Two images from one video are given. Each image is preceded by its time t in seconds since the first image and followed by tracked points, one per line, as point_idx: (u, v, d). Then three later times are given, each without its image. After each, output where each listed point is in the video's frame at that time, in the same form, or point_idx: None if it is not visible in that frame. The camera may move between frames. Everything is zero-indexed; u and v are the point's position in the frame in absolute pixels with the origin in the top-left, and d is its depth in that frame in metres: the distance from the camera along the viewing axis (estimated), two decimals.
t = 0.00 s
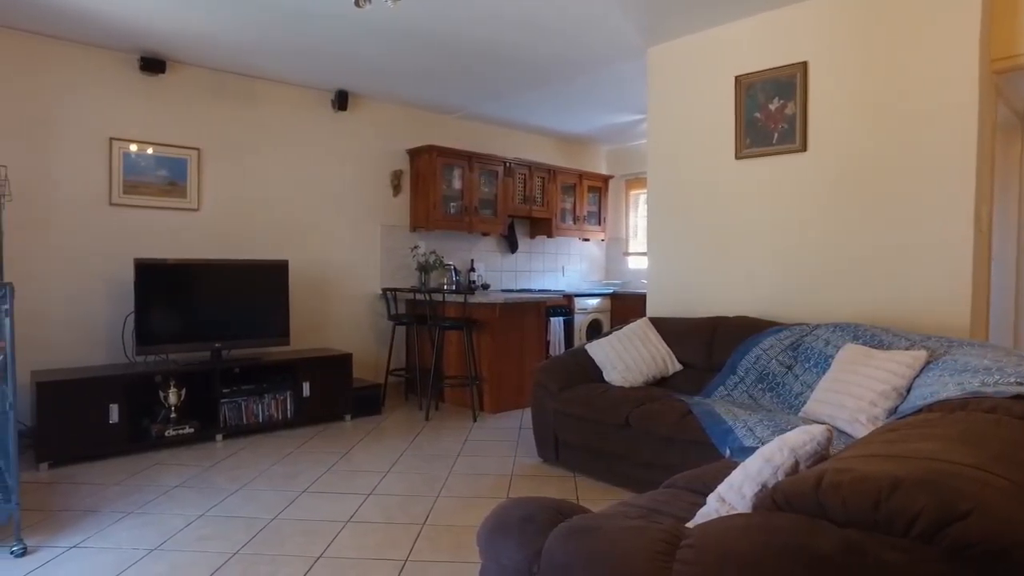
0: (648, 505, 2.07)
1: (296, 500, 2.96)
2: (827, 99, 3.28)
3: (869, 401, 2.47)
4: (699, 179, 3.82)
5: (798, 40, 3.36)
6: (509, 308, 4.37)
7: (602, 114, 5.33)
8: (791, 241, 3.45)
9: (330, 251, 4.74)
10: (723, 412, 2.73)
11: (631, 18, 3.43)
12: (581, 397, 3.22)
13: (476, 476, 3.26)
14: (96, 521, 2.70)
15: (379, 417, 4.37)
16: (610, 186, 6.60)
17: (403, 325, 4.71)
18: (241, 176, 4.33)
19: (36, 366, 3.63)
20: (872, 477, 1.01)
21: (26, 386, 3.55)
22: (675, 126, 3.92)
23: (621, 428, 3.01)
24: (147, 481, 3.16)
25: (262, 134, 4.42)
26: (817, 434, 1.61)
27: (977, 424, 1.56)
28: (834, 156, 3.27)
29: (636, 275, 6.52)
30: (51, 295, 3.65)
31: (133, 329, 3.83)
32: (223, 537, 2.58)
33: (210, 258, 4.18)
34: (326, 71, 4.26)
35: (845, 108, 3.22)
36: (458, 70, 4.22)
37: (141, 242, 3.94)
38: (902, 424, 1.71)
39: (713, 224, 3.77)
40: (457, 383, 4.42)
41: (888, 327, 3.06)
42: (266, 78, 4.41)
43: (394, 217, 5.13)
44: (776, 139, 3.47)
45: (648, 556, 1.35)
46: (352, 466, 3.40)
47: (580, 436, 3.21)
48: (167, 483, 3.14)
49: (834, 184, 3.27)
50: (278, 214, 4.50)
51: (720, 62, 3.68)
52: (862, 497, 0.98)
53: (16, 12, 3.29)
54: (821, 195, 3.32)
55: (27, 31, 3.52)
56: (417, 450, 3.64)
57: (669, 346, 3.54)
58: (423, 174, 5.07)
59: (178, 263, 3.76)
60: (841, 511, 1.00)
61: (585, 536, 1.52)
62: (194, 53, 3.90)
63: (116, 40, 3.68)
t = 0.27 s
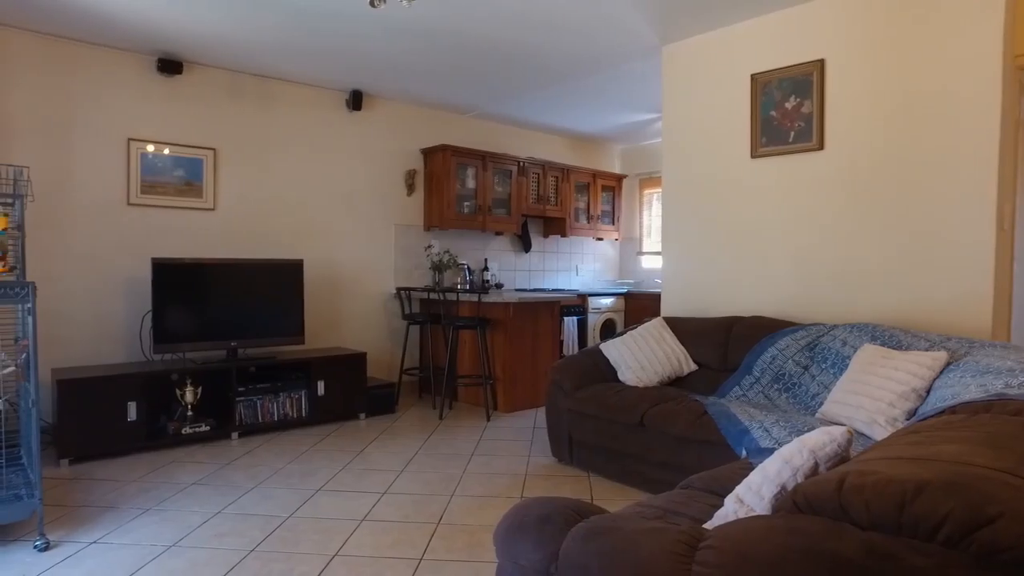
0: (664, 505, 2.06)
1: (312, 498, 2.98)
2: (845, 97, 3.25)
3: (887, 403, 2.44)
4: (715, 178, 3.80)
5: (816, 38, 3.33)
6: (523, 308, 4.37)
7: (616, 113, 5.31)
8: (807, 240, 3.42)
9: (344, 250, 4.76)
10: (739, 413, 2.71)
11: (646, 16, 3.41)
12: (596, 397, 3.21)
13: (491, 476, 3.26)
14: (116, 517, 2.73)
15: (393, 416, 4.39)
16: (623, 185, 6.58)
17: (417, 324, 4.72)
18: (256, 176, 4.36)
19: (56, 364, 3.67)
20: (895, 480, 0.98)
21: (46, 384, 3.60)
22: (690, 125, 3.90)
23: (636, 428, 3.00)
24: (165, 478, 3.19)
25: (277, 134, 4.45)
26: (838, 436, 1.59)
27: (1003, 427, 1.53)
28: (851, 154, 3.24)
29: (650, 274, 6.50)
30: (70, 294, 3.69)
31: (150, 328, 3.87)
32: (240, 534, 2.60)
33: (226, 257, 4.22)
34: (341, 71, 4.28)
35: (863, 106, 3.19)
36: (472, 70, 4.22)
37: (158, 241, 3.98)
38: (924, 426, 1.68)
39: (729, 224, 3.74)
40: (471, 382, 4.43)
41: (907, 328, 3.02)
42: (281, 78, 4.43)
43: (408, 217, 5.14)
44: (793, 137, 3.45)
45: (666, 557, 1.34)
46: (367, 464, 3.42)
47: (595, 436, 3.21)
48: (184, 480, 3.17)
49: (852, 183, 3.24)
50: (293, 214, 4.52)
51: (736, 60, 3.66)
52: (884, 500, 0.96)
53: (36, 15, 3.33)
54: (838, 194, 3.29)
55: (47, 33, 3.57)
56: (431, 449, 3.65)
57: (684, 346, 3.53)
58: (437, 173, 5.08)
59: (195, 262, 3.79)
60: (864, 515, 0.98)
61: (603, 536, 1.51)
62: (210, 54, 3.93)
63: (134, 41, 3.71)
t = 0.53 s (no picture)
0: (680, 506, 2.04)
1: (326, 497, 2.99)
2: (863, 95, 3.21)
3: (906, 404, 2.41)
4: (730, 178, 3.78)
5: (833, 35, 3.29)
6: (537, 307, 4.36)
7: (630, 112, 5.29)
8: (824, 239, 3.39)
9: (358, 250, 4.78)
10: (755, 414, 2.69)
11: (662, 14, 3.40)
12: (610, 396, 3.20)
13: (505, 475, 3.26)
14: (134, 514, 2.76)
15: (406, 415, 4.40)
16: (637, 184, 6.56)
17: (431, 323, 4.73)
18: (271, 176, 4.38)
19: (75, 362, 3.72)
20: (919, 483, 0.97)
21: (65, 381, 3.64)
22: (705, 123, 3.88)
23: (651, 427, 2.99)
24: (182, 475, 3.22)
25: (292, 134, 4.47)
26: (858, 437, 1.57)
27: None
28: (869, 153, 3.21)
29: (664, 274, 6.47)
30: (88, 293, 3.73)
31: (167, 327, 3.90)
32: (256, 532, 2.62)
33: (241, 256, 4.25)
34: (356, 71, 4.29)
35: (881, 104, 3.15)
36: (486, 69, 4.22)
37: (175, 241, 4.01)
38: (947, 428, 1.66)
39: (744, 223, 3.72)
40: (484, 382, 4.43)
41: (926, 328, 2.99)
42: (296, 79, 4.45)
43: (422, 216, 5.15)
44: (809, 136, 3.42)
45: (686, 560, 1.32)
46: (381, 463, 3.43)
47: (609, 436, 3.20)
48: (201, 477, 3.20)
49: (870, 182, 3.20)
50: (308, 213, 4.55)
51: (752, 58, 3.63)
52: (908, 503, 0.95)
53: (56, 17, 3.37)
54: (855, 193, 3.26)
55: (67, 35, 3.61)
56: (445, 449, 3.66)
57: (699, 346, 3.51)
58: (451, 172, 5.09)
59: (210, 262, 3.82)
60: (887, 517, 0.96)
61: (620, 537, 1.49)
62: (226, 54, 3.95)
63: (152, 43, 3.75)
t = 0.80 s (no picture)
0: (697, 507, 2.03)
1: (341, 495, 3.01)
2: (881, 92, 3.17)
3: (926, 406, 2.38)
4: (746, 177, 3.75)
5: (851, 32, 3.26)
6: (551, 307, 4.36)
7: (645, 111, 5.27)
8: (841, 238, 3.35)
9: (372, 249, 4.80)
10: (772, 414, 2.67)
11: (677, 12, 3.38)
12: (625, 396, 3.19)
13: (519, 475, 3.26)
14: (153, 511, 2.78)
15: (420, 415, 4.41)
16: (652, 184, 6.53)
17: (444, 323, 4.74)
18: (286, 176, 4.41)
19: (94, 360, 3.76)
20: (946, 487, 0.95)
21: (85, 379, 3.69)
22: (721, 122, 3.85)
23: (666, 428, 2.98)
24: (199, 473, 3.25)
25: (307, 134, 4.49)
26: (880, 439, 1.53)
27: None
28: (887, 152, 3.17)
29: (678, 274, 6.44)
30: (107, 292, 3.78)
31: (184, 325, 3.94)
32: (273, 529, 2.64)
33: (257, 256, 4.28)
34: (370, 71, 4.31)
35: (900, 101, 3.11)
36: (501, 68, 4.21)
37: (192, 241, 4.05)
38: (971, 431, 1.63)
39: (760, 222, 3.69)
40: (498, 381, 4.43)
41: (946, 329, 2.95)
42: (312, 79, 4.48)
43: (436, 215, 5.16)
44: (827, 135, 3.38)
45: (705, 563, 1.29)
46: (395, 462, 3.44)
47: (624, 436, 3.19)
48: (218, 475, 3.22)
49: (888, 180, 3.17)
50: (323, 213, 4.57)
51: (769, 56, 3.60)
52: (935, 507, 0.93)
53: (76, 19, 3.41)
54: (873, 192, 3.22)
55: (87, 37, 3.65)
56: (459, 448, 3.66)
57: (715, 346, 3.49)
58: (465, 172, 5.09)
59: (227, 261, 3.85)
60: (912, 521, 0.95)
61: (638, 539, 1.47)
62: (242, 55, 3.98)
63: (170, 45, 3.79)
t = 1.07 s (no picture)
0: (715, 509, 2.02)
1: (358, 494, 3.02)
2: (901, 90, 3.13)
3: (948, 407, 2.35)
4: (763, 176, 3.72)
5: (871, 29, 3.22)
6: (566, 306, 4.35)
7: (661, 110, 5.24)
8: (860, 238, 3.31)
9: (388, 249, 4.81)
10: (790, 415, 2.65)
11: (695, 11, 3.36)
12: (642, 397, 3.18)
13: (535, 475, 3.26)
14: (172, 507, 2.81)
15: (434, 414, 4.42)
16: (667, 183, 6.50)
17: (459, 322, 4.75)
18: (303, 176, 4.44)
19: (114, 359, 3.81)
20: (975, 491, 0.93)
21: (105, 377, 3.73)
22: (739, 121, 3.83)
23: (683, 428, 2.96)
24: (217, 470, 3.28)
25: (323, 134, 4.52)
26: (904, 441, 1.48)
27: None
28: (907, 150, 3.13)
29: (694, 274, 6.40)
30: (127, 291, 3.82)
31: (202, 325, 3.97)
32: (291, 527, 2.65)
33: (274, 255, 4.31)
34: (386, 71, 4.32)
35: (921, 99, 3.07)
36: (516, 68, 4.21)
37: (210, 240, 4.09)
38: (997, 434, 1.61)
39: (777, 221, 3.66)
40: (513, 381, 4.43)
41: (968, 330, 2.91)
42: (328, 80, 4.50)
43: (451, 215, 5.17)
44: (846, 133, 3.35)
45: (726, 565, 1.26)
46: (411, 461, 3.45)
47: (640, 437, 3.18)
48: (235, 473, 3.25)
49: (909, 179, 3.12)
50: (339, 213, 4.59)
51: (787, 54, 3.57)
52: (964, 511, 0.92)
53: (97, 22, 3.45)
54: (893, 191, 3.18)
55: (107, 39, 3.70)
56: (474, 447, 3.67)
57: (732, 346, 3.47)
58: (480, 171, 5.09)
59: (244, 260, 3.89)
60: (940, 526, 0.93)
61: (657, 540, 1.44)
62: (259, 56, 4.01)
63: (189, 46, 3.83)
